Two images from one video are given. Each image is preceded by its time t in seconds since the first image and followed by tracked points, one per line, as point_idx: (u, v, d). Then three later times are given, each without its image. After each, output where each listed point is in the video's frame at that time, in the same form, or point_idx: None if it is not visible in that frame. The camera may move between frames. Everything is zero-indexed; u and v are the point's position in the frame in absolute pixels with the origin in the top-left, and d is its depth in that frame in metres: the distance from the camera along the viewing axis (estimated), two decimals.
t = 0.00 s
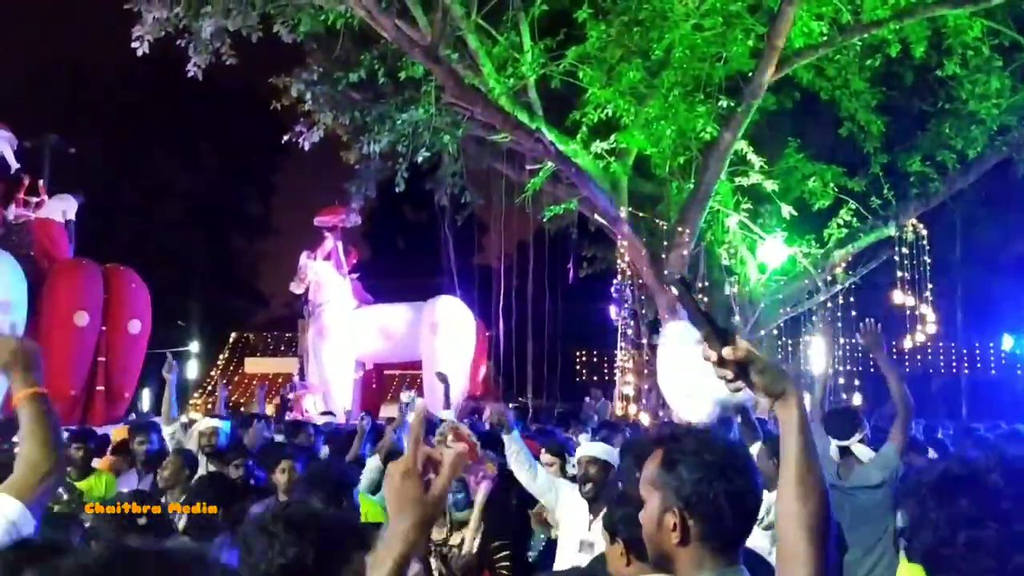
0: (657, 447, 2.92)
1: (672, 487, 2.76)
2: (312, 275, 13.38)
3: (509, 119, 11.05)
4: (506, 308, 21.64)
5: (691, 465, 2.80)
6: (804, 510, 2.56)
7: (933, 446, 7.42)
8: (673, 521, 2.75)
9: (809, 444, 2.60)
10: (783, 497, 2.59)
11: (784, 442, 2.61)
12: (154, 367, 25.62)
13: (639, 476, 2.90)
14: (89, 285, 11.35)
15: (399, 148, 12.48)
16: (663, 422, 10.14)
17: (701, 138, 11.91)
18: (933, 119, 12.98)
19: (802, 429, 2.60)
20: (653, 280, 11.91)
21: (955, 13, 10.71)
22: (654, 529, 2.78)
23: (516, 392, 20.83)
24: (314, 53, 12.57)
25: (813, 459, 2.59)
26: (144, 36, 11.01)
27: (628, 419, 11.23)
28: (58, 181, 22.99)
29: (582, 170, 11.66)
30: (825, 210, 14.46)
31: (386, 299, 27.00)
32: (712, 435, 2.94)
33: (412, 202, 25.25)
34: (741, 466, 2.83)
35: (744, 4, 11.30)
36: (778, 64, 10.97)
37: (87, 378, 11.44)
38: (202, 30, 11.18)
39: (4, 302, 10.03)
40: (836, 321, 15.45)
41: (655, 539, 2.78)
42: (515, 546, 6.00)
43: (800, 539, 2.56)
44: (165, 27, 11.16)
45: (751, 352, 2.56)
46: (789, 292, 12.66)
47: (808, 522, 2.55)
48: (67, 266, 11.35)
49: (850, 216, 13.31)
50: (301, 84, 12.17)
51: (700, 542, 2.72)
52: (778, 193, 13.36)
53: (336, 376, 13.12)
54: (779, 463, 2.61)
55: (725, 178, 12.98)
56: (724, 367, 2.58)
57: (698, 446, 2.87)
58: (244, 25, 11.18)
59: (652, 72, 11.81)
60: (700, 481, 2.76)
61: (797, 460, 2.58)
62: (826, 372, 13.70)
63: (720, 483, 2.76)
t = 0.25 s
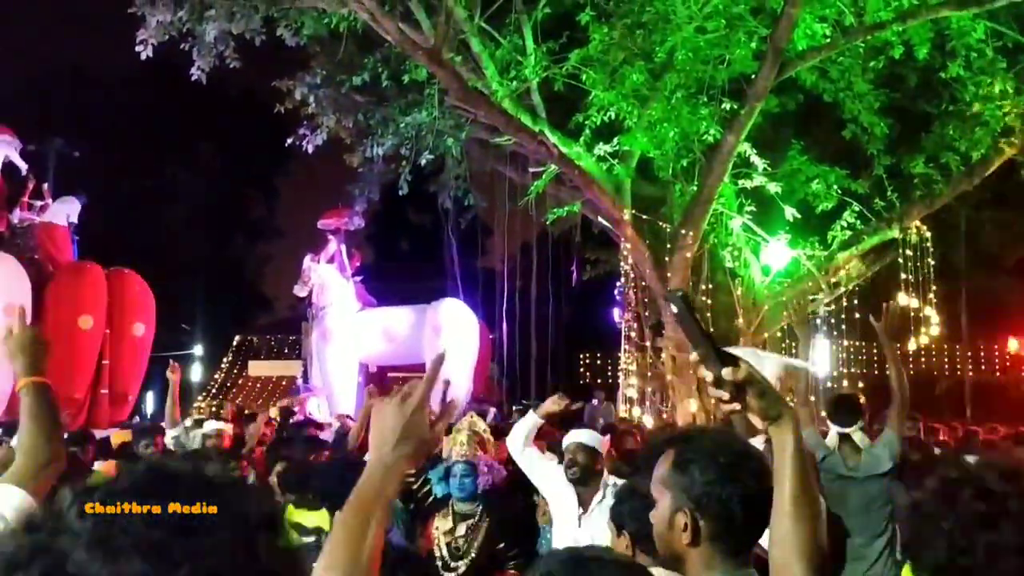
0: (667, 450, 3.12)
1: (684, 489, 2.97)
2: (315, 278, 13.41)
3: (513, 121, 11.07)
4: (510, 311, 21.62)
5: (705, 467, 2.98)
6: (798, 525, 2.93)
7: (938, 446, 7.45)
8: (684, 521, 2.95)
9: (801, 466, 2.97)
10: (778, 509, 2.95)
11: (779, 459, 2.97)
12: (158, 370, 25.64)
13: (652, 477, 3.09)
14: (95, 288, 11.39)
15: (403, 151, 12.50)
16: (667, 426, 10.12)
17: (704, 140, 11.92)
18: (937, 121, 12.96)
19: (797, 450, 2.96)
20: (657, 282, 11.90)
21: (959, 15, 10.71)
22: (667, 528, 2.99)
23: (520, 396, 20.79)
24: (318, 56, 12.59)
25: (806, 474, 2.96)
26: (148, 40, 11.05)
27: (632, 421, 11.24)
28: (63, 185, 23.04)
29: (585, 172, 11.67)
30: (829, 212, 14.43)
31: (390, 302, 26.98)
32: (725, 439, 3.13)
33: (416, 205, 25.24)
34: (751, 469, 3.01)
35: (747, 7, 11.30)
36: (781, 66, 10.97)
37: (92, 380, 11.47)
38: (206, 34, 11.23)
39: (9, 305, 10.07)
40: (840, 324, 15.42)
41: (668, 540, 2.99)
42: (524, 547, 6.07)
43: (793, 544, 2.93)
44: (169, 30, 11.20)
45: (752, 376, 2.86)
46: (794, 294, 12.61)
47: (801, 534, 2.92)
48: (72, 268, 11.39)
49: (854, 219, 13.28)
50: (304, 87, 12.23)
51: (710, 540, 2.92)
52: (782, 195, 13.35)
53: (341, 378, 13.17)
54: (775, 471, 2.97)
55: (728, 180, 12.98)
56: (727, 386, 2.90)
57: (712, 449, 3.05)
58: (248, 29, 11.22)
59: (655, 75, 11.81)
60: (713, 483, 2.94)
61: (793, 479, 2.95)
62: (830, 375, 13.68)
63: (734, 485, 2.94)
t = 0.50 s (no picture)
0: (681, 451, 3.20)
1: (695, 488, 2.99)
2: (319, 279, 13.29)
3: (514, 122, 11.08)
4: (513, 313, 21.60)
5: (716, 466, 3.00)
6: (805, 561, 2.80)
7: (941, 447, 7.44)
8: (694, 520, 2.98)
9: (808, 499, 2.83)
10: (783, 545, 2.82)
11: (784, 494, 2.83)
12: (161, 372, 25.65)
13: (662, 477, 3.15)
14: (97, 289, 11.40)
15: (405, 152, 12.49)
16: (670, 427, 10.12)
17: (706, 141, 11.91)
18: (939, 122, 12.94)
19: (802, 482, 2.81)
20: (660, 285, 11.98)
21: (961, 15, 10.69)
22: (676, 527, 3.02)
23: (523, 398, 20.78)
24: (320, 58, 12.60)
25: (812, 508, 2.83)
26: (151, 42, 11.07)
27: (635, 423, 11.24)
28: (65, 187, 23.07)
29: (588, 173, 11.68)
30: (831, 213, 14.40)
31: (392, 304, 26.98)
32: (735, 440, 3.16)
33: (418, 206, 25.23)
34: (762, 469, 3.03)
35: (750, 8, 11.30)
36: (783, 67, 10.96)
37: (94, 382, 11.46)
38: (208, 36, 11.25)
39: (12, 306, 10.08)
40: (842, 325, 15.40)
41: (677, 540, 3.03)
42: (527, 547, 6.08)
43: None
44: (172, 33, 11.22)
45: (748, 415, 2.74)
46: (797, 296, 12.63)
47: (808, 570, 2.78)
48: (74, 270, 11.39)
49: (857, 220, 13.26)
50: (307, 89, 12.26)
51: (719, 540, 2.94)
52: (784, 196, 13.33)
53: (344, 380, 13.04)
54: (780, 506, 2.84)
55: (731, 181, 12.97)
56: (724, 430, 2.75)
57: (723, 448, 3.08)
58: (250, 31, 11.23)
59: (657, 76, 11.81)
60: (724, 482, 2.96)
61: (799, 512, 2.82)
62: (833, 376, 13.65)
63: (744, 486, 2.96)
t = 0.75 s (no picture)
0: (691, 446, 3.16)
1: (702, 487, 2.99)
2: (321, 280, 13.19)
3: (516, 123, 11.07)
4: (515, 313, 21.59)
5: (724, 466, 3.00)
6: (807, 543, 2.78)
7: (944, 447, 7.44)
8: (700, 520, 2.98)
9: (819, 479, 2.83)
10: (788, 526, 2.81)
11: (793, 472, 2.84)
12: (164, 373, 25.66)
13: (671, 474, 3.13)
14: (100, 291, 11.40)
15: (407, 153, 12.48)
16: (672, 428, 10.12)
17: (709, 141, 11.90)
18: (943, 121, 12.90)
19: (812, 462, 2.82)
20: (663, 284, 12.21)
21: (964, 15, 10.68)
22: (683, 525, 3.03)
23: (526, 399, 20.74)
24: (322, 59, 12.60)
25: (821, 491, 2.82)
26: (153, 43, 11.08)
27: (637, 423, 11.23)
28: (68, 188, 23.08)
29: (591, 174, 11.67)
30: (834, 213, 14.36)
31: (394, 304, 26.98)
32: (744, 438, 3.15)
33: (421, 207, 25.22)
34: (771, 470, 3.01)
35: (752, 8, 11.28)
36: (785, 67, 10.94)
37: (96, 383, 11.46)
38: (211, 37, 11.26)
39: (14, 308, 10.09)
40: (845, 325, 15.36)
41: (684, 539, 3.03)
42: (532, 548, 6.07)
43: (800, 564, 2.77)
44: (174, 34, 11.22)
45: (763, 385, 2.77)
46: (798, 295, 12.73)
47: (809, 552, 2.77)
48: (76, 271, 11.40)
49: (860, 220, 13.22)
50: (309, 89, 12.29)
51: (726, 540, 2.95)
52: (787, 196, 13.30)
53: (346, 382, 12.97)
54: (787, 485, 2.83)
55: (733, 181, 12.97)
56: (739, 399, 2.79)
57: (730, 448, 3.08)
58: (252, 32, 11.23)
59: (660, 76, 11.79)
60: (731, 483, 2.96)
61: (806, 493, 2.81)
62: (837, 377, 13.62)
63: (751, 486, 2.95)
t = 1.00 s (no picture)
0: (691, 443, 3.18)
1: (700, 484, 2.99)
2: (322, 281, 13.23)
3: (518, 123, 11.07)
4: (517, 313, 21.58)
5: (722, 463, 3.00)
6: (841, 502, 2.92)
7: (946, 447, 7.42)
8: (698, 517, 2.98)
9: (849, 445, 2.97)
10: (821, 490, 2.96)
11: (825, 434, 2.99)
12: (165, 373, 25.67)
13: (672, 471, 3.15)
14: (102, 291, 11.41)
15: (409, 152, 12.48)
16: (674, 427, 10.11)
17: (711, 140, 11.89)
18: (945, 121, 12.89)
19: (845, 425, 2.98)
20: (664, 283, 12.04)
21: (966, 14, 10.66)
22: (682, 521, 3.03)
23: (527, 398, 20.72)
24: (324, 58, 12.60)
25: (853, 453, 2.97)
26: (154, 42, 11.07)
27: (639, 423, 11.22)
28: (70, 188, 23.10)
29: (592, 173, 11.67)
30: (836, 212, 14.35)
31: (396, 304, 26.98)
32: (744, 436, 3.14)
33: (422, 207, 25.22)
34: (769, 467, 3.02)
35: (754, 8, 11.27)
36: (787, 66, 10.94)
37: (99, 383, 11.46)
38: (212, 37, 11.26)
39: (17, 308, 10.09)
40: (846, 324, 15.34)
41: (683, 535, 3.03)
42: (532, 547, 6.07)
43: (834, 520, 2.92)
44: (176, 33, 11.21)
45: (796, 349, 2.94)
46: (800, 295, 12.74)
47: (843, 509, 2.91)
48: (78, 271, 11.41)
49: (862, 220, 13.21)
50: (311, 89, 12.30)
51: (723, 536, 2.93)
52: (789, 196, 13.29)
53: (347, 381, 12.99)
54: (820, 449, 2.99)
55: (734, 181, 12.98)
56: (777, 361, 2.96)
57: (729, 446, 3.07)
58: (253, 32, 11.23)
59: (662, 75, 11.79)
60: (729, 481, 2.95)
61: (837, 456, 2.96)
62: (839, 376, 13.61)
63: (749, 483, 2.95)
